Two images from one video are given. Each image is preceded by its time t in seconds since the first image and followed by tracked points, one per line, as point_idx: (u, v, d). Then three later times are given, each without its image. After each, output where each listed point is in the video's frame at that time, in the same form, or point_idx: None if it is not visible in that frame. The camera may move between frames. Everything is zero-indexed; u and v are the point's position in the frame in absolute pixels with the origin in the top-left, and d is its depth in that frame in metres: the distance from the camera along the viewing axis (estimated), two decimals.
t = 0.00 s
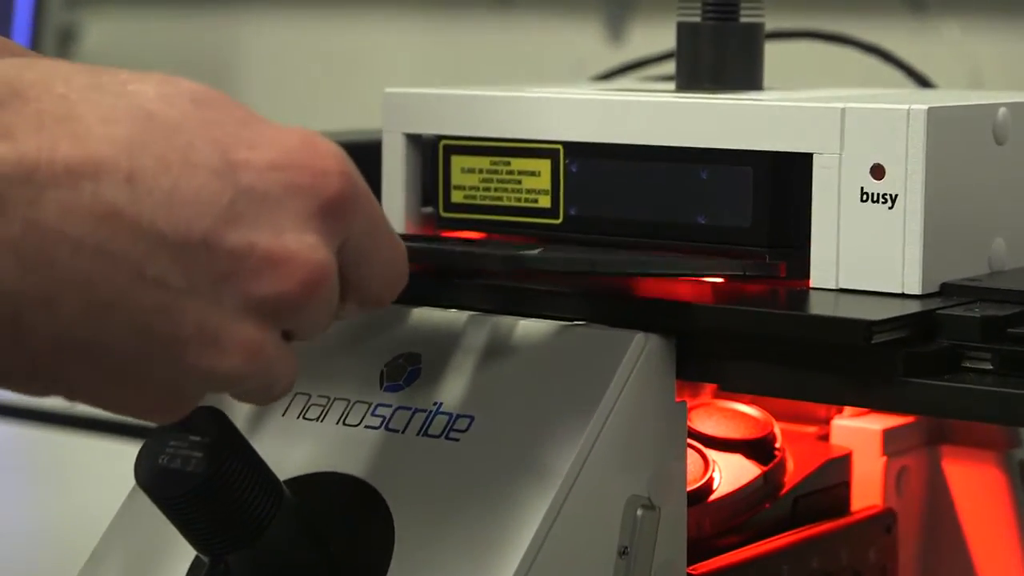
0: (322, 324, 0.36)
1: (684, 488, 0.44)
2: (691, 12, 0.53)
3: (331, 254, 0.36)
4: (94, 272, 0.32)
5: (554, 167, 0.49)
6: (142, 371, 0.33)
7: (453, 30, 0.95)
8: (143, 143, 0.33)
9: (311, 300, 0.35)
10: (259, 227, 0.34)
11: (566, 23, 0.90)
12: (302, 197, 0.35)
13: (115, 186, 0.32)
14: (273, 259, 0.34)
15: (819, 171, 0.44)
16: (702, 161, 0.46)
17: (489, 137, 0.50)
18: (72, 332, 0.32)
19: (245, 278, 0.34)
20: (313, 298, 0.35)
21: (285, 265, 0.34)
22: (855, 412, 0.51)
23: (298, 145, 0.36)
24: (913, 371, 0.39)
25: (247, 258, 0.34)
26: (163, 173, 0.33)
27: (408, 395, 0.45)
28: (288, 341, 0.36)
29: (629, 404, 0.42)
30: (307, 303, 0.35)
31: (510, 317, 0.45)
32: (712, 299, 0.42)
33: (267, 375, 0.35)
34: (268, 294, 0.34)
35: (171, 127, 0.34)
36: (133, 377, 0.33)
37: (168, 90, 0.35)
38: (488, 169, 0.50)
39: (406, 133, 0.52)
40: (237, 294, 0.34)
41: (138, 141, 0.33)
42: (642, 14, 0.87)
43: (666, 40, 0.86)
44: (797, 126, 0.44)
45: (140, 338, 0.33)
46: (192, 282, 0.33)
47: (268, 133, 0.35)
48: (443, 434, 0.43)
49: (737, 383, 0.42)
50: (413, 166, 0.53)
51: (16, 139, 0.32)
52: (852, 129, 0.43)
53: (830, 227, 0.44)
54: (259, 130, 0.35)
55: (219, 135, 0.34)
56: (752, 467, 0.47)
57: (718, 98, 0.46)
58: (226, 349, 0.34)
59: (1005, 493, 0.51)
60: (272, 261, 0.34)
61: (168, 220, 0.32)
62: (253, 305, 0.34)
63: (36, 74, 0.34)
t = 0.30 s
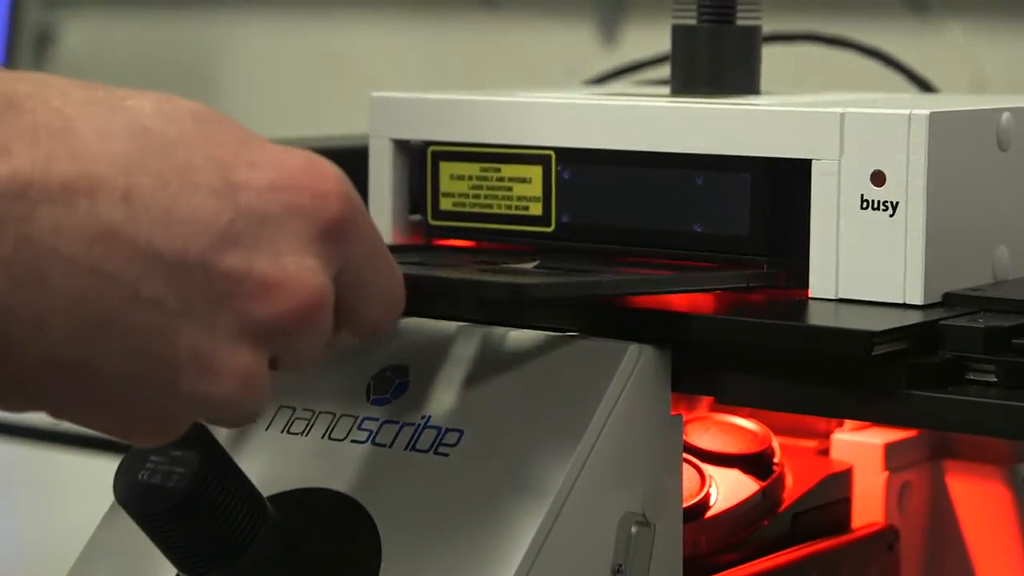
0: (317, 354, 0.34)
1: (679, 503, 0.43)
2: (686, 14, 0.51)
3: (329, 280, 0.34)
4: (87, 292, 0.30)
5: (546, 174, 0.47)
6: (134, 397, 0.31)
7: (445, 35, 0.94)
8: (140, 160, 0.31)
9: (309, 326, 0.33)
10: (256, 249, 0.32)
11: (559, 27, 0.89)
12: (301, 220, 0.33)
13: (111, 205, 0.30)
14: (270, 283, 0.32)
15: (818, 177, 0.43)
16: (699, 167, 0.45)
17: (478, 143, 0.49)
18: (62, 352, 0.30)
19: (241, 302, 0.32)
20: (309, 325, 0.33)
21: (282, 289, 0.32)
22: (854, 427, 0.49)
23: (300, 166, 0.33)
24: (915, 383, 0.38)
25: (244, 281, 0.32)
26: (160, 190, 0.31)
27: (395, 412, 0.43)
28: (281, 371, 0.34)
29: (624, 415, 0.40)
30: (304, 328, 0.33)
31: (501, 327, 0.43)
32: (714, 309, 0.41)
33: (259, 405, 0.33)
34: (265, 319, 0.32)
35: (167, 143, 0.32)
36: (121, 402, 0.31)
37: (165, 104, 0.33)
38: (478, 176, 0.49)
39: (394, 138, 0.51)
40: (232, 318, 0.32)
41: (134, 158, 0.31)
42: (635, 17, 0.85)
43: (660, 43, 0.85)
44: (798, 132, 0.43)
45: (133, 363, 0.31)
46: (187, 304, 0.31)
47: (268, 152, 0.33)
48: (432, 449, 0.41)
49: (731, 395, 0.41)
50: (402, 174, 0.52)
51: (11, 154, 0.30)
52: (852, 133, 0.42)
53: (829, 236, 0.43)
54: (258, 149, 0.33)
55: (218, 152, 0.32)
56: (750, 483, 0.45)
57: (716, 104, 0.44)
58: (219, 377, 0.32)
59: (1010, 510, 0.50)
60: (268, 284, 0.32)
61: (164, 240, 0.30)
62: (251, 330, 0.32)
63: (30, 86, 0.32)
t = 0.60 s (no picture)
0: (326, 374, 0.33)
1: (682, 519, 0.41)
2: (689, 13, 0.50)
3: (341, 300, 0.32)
4: (95, 307, 0.29)
5: (542, 177, 0.46)
6: (141, 409, 0.30)
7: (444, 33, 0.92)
8: (153, 173, 0.30)
9: (318, 348, 0.32)
10: (269, 268, 0.31)
11: (562, 25, 0.87)
12: (316, 238, 0.32)
13: (123, 220, 0.29)
14: (280, 303, 0.31)
15: (824, 182, 0.41)
16: (700, 171, 0.43)
17: (471, 144, 0.47)
18: (69, 364, 0.29)
19: (250, 321, 0.31)
20: (319, 345, 0.32)
21: (293, 310, 0.31)
22: (861, 438, 0.48)
23: (317, 182, 0.32)
24: (924, 396, 0.37)
25: (255, 302, 0.31)
26: (173, 206, 0.29)
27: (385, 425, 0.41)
28: (289, 388, 0.33)
29: (625, 425, 0.39)
30: (313, 350, 0.32)
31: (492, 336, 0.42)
32: (717, 318, 0.39)
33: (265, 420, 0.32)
34: (274, 339, 0.31)
35: (180, 157, 0.30)
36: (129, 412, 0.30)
37: (179, 115, 0.32)
38: (472, 179, 0.47)
39: (384, 140, 0.50)
40: (241, 337, 0.31)
41: (147, 171, 0.30)
42: (638, 17, 0.84)
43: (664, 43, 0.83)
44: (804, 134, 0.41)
45: (139, 377, 0.30)
46: (197, 321, 0.30)
47: (284, 166, 0.32)
48: (424, 463, 0.39)
49: (733, 408, 0.39)
50: (391, 177, 0.50)
51: (23, 167, 0.29)
52: (859, 134, 0.40)
53: (837, 242, 0.41)
54: (274, 164, 0.32)
55: (235, 169, 0.31)
56: (755, 497, 0.44)
57: (716, 105, 0.43)
58: (225, 396, 0.31)
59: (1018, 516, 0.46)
60: (279, 305, 0.31)
61: (175, 258, 0.29)
62: (260, 350, 0.31)
63: (44, 96, 0.31)
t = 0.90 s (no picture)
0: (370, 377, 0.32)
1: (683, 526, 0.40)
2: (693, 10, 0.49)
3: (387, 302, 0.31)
4: (140, 306, 0.28)
5: (540, 176, 0.45)
6: (183, 404, 0.30)
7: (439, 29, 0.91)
8: (200, 171, 0.29)
9: (364, 351, 0.31)
10: (315, 267, 0.30)
11: (561, 20, 0.86)
12: (362, 238, 0.31)
13: (170, 219, 0.28)
14: (325, 304, 0.30)
15: (828, 181, 0.40)
16: (702, 170, 0.42)
17: (467, 143, 0.46)
18: (116, 362, 0.29)
19: (296, 323, 0.30)
20: (363, 349, 0.31)
21: (339, 312, 0.30)
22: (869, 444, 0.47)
23: (364, 183, 0.31)
24: (931, 400, 0.36)
25: (300, 302, 0.30)
26: (221, 205, 0.29)
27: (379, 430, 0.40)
28: (333, 391, 0.32)
29: (632, 419, 0.38)
30: (359, 353, 0.31)
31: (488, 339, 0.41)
32: (718, 320, 0.39)
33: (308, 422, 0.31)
34: (320, 341, 0.30)
35: (230, 156, 0.30)
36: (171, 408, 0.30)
37: (226, 114, 0.31)
38: (469, 179, 0.47)
39: (378, 139, 0.49)
40: (284, 338, 0.30)
41: (196, 170, 0.29)
42: (637, 12, 0.83)
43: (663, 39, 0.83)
44: (810, 132, 0.40)
45: (182, 375, 0.29)
46: (243, 320, 0.29)
47: (330, 167, 0.31)
48: (417, 469, 0.38)
49: (735, 410, 0.38)
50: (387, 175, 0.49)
51: (72, 164, 0.28)
52: (865, 132, 0.39)
53: (843, 243, 0.40)
54: (319, 164, 0.31)
55: (283, 169, 0.30)
56: (757, 503, 0.43)
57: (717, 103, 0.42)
58: (268, 397, 0.30)
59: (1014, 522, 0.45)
60: (325, 306, 0.30)
61: (225, 255, 0.29)
62: (305, 352, 0.30)
63: (91, 93, 0.30)
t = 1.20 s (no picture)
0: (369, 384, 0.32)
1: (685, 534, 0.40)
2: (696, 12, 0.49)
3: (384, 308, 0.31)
4: (134, 312, 0.28)
5: (540, 180, 0.45)
6: (181, 411, 0.30)
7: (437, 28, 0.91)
8: (196, 176, 0.29)
9: (361, 358, 0.31)
10: (310, 275, 0.30)
11: (561, 21, 0.86)
12: (360, 244, 0.31)
13: (164, 225, 0.28)
14: (321, 311, 0.30)
15: (833, 185, 0.40)
16: (705, 173, 0.42)
17: (469, 146, 0.46)
18: (111, 370, 0.29)
19: (291, 330, 0.30)
20: (361, 355, 0.31)
21: (334, 319, 0.30)
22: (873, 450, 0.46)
23: (361, 188, 0.31)
24: (937, 407, 0.35)
25: (296, 309, 0.30)
26: (215, 210, 0.29)
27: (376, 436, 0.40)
28: (332, 398, 0.32)
29: (634, 423, 0.38)
30: (356, 359, 0.31)
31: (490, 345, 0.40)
32: (721, 325, 0.38)
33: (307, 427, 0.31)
34: (315, 347, 0.30)
35: (226, 161, 0.30)
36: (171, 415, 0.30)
37: (223, 119, 0.31)
38: (469, 182, 0.46)
39: (378, 141, 0.48)
40: (280, 345, 0.30)
41: (191, 175, 0.29)
42: (637, 13, 0.83)
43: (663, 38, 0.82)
44: (814, 135, 0.40)
45: (177, 383, 0.29)
46: (239, 327, 0.29)
47: (328, 172, 0.31)
48: (416, 476, 0.38)
49: (735, 416, 0.38)
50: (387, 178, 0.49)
51: (67, 169, 0.28)
52: (870, 137, 0.39)
53: (846, 247, 0.40)
54: (316, 169, 0.31)
55: (279, 174, 0.30)
56: (760, 511, 0.43)
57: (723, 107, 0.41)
58: (266, 404, 0.30)
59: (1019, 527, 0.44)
60: (321, 313, 0.30)
61: (216, 262, 0.29)
62: (301, 358, 0.30)
63: (87, 98, 0.30)
